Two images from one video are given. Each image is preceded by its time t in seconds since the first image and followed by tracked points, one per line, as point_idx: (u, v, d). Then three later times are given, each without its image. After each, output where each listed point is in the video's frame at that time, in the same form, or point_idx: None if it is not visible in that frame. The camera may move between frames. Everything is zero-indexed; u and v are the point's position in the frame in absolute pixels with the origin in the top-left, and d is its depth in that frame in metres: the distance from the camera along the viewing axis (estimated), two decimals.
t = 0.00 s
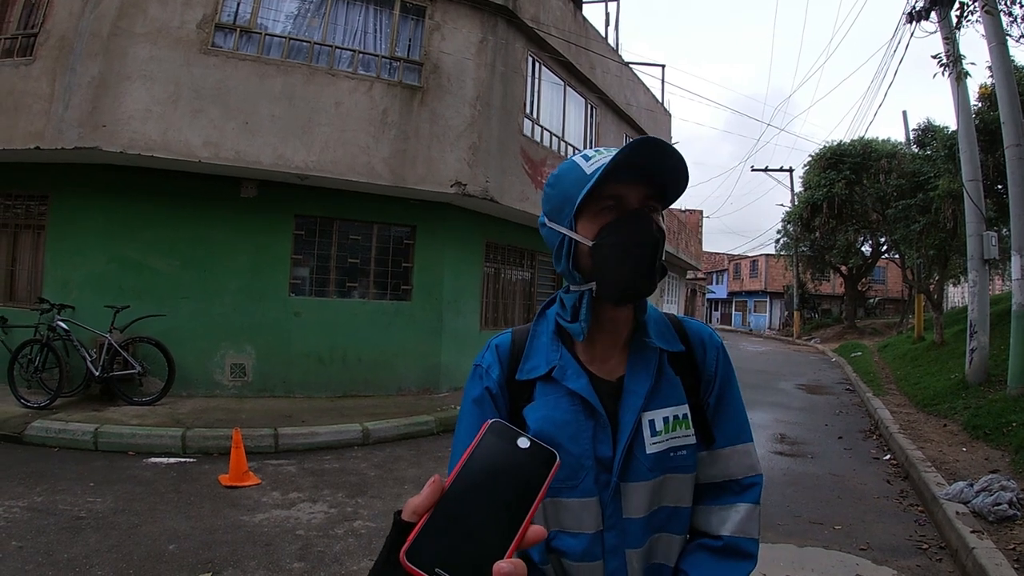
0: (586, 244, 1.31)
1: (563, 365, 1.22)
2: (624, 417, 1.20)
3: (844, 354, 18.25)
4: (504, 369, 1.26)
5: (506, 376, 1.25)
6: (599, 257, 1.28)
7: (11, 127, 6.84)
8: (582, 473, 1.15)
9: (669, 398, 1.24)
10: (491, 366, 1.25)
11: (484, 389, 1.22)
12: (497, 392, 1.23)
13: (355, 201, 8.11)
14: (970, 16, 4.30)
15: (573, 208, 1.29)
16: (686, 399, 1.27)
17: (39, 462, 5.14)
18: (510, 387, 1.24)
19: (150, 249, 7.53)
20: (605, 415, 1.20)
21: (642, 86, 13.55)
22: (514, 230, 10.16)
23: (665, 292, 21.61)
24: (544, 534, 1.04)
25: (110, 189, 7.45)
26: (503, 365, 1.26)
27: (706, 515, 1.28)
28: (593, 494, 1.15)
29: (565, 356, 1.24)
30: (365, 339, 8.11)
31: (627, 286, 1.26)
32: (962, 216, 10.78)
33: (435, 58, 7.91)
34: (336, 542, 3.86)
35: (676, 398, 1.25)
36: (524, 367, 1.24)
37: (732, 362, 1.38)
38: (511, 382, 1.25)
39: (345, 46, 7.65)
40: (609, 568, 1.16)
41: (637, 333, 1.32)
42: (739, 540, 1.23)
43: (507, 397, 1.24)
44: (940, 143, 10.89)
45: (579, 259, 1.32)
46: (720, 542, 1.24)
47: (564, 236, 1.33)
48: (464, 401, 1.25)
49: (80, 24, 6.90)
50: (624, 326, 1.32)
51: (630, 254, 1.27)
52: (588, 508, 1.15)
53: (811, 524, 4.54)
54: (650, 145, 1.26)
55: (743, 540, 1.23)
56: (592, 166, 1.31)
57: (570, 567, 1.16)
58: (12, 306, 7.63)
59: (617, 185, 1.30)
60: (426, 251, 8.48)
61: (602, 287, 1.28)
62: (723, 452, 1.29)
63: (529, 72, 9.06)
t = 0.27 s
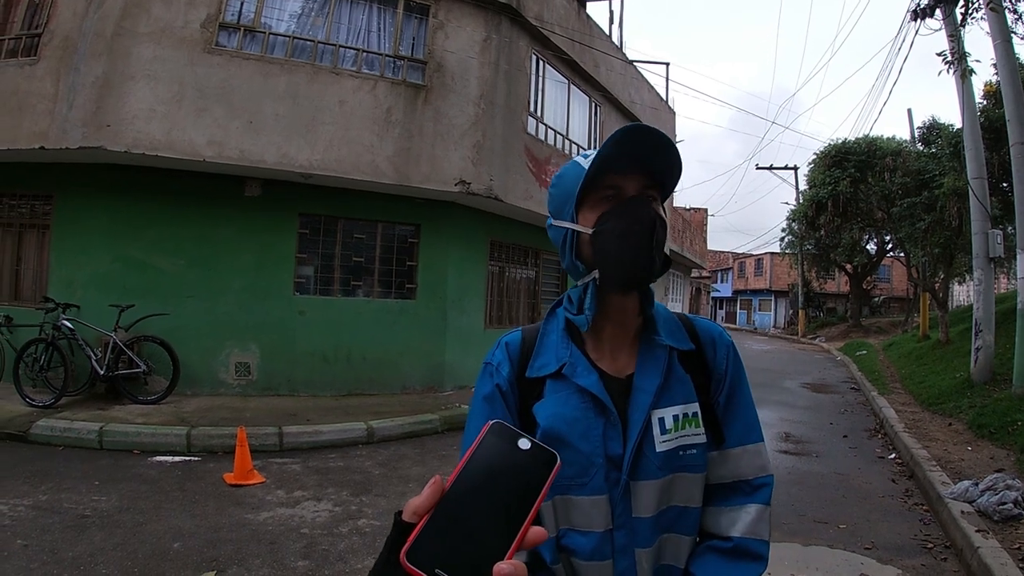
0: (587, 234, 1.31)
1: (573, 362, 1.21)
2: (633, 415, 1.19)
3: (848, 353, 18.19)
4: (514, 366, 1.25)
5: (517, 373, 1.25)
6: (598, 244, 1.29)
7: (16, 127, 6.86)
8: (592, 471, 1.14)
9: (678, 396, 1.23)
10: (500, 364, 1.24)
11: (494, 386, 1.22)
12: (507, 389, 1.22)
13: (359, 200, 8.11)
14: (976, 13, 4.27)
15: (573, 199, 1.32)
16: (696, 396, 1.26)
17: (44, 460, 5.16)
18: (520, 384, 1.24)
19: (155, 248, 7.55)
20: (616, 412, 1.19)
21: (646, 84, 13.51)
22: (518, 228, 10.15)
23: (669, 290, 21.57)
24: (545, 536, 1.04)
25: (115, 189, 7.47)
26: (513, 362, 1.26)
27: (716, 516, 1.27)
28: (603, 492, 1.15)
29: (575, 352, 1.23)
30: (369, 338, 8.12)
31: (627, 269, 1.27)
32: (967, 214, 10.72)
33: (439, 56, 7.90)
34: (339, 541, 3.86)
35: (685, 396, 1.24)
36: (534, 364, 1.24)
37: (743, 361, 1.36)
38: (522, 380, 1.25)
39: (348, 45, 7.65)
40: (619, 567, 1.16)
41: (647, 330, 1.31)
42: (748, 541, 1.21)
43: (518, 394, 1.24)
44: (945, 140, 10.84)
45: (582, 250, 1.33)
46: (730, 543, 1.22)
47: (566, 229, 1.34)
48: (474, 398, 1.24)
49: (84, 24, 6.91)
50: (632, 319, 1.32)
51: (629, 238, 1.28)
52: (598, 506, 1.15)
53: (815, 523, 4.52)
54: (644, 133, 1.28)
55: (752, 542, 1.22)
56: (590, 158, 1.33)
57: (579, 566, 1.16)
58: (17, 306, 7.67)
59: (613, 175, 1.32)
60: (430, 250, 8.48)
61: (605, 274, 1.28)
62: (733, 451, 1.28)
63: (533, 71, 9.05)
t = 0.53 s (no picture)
0: (595, 229, 1.32)
1: (581, 359, 1.22)
2: (639, 413, 1.19)
3: (852, 351, 18.15)
4: (522, 363, 1.26)
5: (525, 370, 1.25)
6: (605, 237, 1.29)
7: (19, 127, 6.88)
8: (598, 468, 1.15)
9: (686, 395, 1.23)
10: (508, 360, 1.25)
11: (503, 382, 1.22)
12: (515, 386, 1.23)
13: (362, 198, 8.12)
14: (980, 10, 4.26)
15: (582, 194, 1.33)
16: (703, 395, 1.25)
17: (48, 459, 5.18)
18: (528, 381, 1.25)
19: (158, 248, 7.57)
20: (623, 410, 1.19)
21: (649, 83, 13.48)
22: (521, 227, 10.15)
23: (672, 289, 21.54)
24: (549, 536, 1.05)
25: (118, 188, 7.49)
26: (521, 360, 1.26)
27: (722, 517, 1.27)
28: (609, 490, 1.15)
29: (583, 349, 1.24)
30: (372, 337, 8.13)
31: (632, 261, 1.26)
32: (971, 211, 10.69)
33: (441, 55, 7.90)
34: (343, 539, 3.87)
35: (692, 395, 1.24)
36: (542, 361, 1.24)
37: (752, 360, 1.36)
38: (529, 377, 1.25)
39: (351, 43, 7.65)
40: (624, 565, 1.16)
41: (656, 327, 1.31)
42: (755, 542, 1.22)
43: (526, 392, 1.24)
44: (949, 138, 10.80)
45: (590, 245, 1.33)
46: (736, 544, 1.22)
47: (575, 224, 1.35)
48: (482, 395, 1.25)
49: (87, 24, 6.93)
50: (641, 316, 1.32)
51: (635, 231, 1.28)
52: (603, 504, 1.15)
53: (818, 521, 4.52)
54: (652, 128, 1.29)
55: (759, 543, 1.22)
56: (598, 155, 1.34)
57: (584, 563, 1.16)
58: (21, 305, 7.70)
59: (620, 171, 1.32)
60: (433, 248, 8.49)
61: (612, 267, 1.28)
62: (741, 452, 1.28)
63: (535, 69, 9.04)
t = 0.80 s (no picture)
0: (595, 230, 1.33)
1: (579, 360, 1.22)
2: (637, 414, 1.20)
3: (850, 351, 18.17)
4: (520, 363, 1.26)
5: (523, 371, 1.26)
6: (605, 238, 1.30)
7: (18, 127, 6.88)
8: (595, 469, 1.15)
9: (682, 396, 1.24)
10: (506, 360, 1.26)
11: (501, 382, 1.23)
12: (513, 386, 1.23)
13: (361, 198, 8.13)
14: (977, 12, 4.27)
15: (583, 195, 1.33)
16: (699, 397, 1.26)
17: (47, 459, 5.18)
18: (526, 381, 1.25)
19: (157, 247, 7.57)
20: (620, 410, 1.20)
21: (648, 83, 13.50)
22: (520, 227, 10.16)
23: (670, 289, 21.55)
24: (557, 535, 1.06)
25: (117, 188, 7.49)
26: (519, 360, 1.27)
27: (717, 518, 1.28)
28: (605, 490, 1.16)
29: (581, 350, 1.24)
30: (371, 336, 8.14)
31: (632, 264, 1.27)
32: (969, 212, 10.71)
33: (440, 55, 7.91)
34: (342, 538, 3.88)
35: (689, 396, 1.25)
36: (540, 361, 1.25)
37: (747, 362, 1.38)
38: (527, 377, 1.26)
39: (350, 43, 7.66)
40: (620, 565, 1.17)
41: (653, 329, 1.32)
42: (749, 543, 1.23)
43: (524, 392, 1.25)
44: (947, 139, 10.82)
45: (590, 246, 1.34)
46: (731, 545, 1.23)
47: (575, 224, 1.35)
48: (479, 395, 1.25)
49: (87, 23, 6.93)
50: (639, 318, 1.32)
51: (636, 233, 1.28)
52: (600, 504, 1.15)
53: (816, 521, 4.53)
54: (654, 131, 1.29)
55: (753, 544, 1.23)
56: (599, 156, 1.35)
57: (579, 563, 1.16)
58: (20, 304, 7.69)
59: (621, 171, 1.33)
60: (432, 248, 8.49)
61: (612, 269, 1.28)
62: (736, 453, 1.29)
63: (534, 69, 9.05)
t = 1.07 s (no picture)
0: (592, 231, 1.32)
1: (572, 363, 1.22)
2: (631, 417, 1.20)
3: (847, 352, 18.21)
4: (513, 366, 1.26)
5: (517, 373, 1.26)
6: (602, 238, 1.29)
7: (15, 127, 6.87)
8: (589, 472, 1.15)
9: (676, 399, 1.24)
10: (500, 362, 1.26)
11: (494, 384, 1.23)
12: (507, 388, 1.23)
13: (358, 200, 8.13)
14: (973, 15, 4.29)
15: (581, 193, 1.33)
16: (693, 400, 1.27)
17: (44, 460, 5.16)
18: (519, 383, 1.25)
19: (154, 248, 7.55)
20: (613, 414, 1.20)
21: (645, 85, 13.52)
22: (518, 229, 10.17)
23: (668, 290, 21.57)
24: (558, 535, 1.06)
25: (114, 188, 7.47)
26: (512, 362, 1.27)
27: (709, 519, 1.28)
28: (598, 494, 1.16)
29: (574, 353, 1.24)
30: (369, 338, 8.13)
31: (628, 266, 1.26)
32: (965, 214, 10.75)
33: (438, 57, 7.92)
34: (339, 540, 3.88)
35: (683, 400, 1.25)
36: (534, 363, 1.25)
37: (742, 365, 1.38)
38: (520, 379, 1.26)
39: (348, 45, 7.66)
40: (612, 568, 1.17)
41: (647, 332, 1.32)
42: (741, 546, 1.23)
43: (517, 394, 1.25)
44: (944, 141, 10.86)
45: (585, 246, 1.34)
46: (722, 547, 1.24)
47: (572, 224, 1.35)
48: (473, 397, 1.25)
49: (84, 24, 6.92)
50: (633, 320, 1.33)
51: (635, 233, 1.28)
52: (592, 507, 1.16)
53: (813, 522, 4.54)
54: (654, 132, 1.30)
55: (745, 547, 1.24)
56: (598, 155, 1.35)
57: (573, 565, 1.17)
58: (17, 305, 7.68)
59: (620, 171, 1.33)
60: (429, 250, 8.49)
61: (608, 271, 1.28)
62: (729, 456, 1.29)
63: (532, 71, 9.06)
